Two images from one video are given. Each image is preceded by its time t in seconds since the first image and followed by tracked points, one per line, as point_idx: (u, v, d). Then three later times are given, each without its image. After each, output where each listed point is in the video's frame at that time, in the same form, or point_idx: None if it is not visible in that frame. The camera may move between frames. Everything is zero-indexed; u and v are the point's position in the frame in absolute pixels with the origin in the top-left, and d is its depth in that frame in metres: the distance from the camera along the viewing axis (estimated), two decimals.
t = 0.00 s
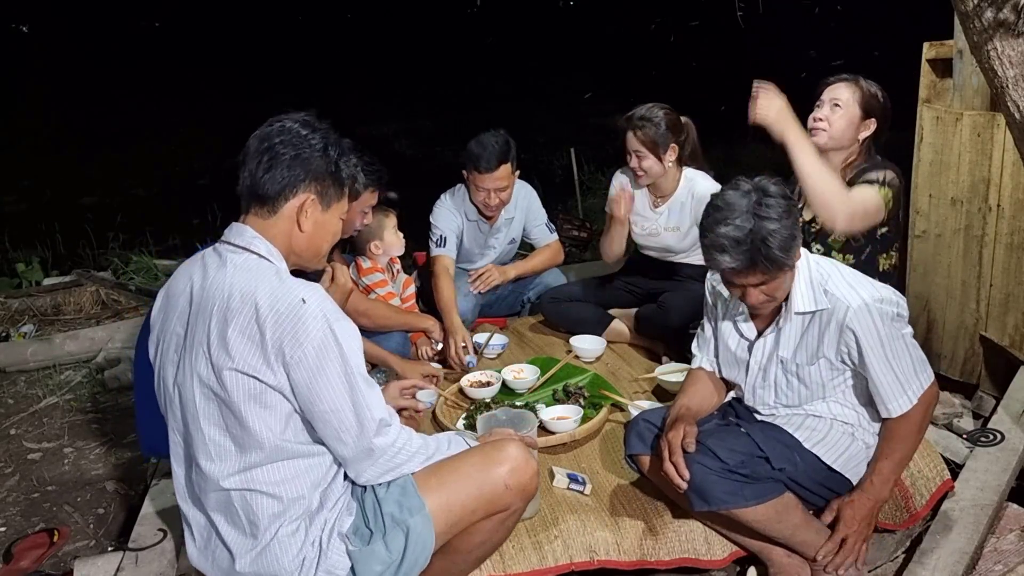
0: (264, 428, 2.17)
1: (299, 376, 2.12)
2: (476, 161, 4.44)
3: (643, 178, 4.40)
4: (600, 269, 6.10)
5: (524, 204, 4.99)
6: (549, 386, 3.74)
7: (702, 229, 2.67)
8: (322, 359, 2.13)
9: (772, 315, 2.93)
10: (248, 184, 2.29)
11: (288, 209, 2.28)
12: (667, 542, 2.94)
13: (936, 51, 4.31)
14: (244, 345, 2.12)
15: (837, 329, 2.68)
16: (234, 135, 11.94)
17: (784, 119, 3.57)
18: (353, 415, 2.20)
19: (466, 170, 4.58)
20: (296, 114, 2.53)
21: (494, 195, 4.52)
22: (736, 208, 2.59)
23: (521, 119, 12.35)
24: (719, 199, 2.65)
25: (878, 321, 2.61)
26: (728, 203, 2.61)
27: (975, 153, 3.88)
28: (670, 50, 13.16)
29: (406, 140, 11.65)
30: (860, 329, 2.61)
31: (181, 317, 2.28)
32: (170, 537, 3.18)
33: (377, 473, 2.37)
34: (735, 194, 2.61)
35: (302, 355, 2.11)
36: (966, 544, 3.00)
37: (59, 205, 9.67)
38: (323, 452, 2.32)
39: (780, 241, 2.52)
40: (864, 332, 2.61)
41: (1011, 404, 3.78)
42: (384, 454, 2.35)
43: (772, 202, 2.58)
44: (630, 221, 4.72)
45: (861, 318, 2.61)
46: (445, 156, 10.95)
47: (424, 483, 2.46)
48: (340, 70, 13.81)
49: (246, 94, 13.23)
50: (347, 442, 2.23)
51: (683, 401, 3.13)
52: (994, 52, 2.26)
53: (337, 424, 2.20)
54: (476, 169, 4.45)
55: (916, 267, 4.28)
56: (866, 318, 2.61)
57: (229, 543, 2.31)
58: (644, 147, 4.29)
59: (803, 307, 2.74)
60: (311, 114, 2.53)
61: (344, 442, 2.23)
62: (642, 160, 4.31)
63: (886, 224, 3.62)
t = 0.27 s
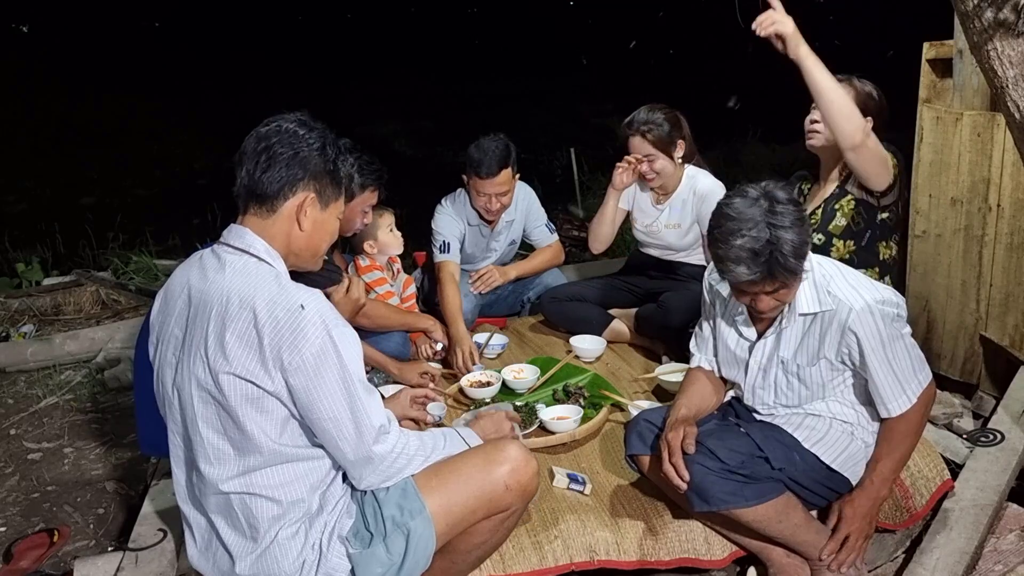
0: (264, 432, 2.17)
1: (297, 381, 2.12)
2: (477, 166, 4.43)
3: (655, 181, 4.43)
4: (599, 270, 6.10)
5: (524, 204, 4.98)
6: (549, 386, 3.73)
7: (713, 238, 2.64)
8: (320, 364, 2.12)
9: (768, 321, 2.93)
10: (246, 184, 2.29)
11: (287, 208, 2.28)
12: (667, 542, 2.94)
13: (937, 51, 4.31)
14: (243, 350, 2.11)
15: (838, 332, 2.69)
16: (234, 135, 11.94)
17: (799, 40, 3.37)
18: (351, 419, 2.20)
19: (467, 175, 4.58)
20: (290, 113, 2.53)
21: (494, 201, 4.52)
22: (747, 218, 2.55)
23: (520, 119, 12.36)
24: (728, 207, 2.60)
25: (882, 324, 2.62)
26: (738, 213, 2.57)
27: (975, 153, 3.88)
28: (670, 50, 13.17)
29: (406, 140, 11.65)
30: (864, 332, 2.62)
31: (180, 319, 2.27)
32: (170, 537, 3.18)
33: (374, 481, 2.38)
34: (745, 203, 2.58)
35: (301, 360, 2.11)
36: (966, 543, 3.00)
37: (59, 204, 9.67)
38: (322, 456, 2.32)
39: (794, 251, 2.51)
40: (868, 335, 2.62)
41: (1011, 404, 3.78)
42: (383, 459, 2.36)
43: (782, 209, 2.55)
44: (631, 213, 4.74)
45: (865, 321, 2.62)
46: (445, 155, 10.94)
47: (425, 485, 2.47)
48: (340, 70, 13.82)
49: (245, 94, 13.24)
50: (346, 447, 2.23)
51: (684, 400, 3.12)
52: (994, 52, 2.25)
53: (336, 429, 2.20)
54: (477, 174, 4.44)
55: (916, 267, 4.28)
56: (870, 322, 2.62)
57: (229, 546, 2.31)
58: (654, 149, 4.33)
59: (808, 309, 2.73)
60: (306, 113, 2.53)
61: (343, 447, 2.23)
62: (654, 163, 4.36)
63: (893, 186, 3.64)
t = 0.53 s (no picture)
0: (259, 433, 2.16)
1: (292, 380, 2.11)
2: (474, 168, 4.42)
3: (653, 181, 4.45)
4: (599, 270, 6.10)
5: (523, 205, 4.98)
6: (549, 387, 3.74)
7: (721, 251, 2.61)
8: (315, 363, 2.12)
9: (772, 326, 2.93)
10: (247, 183, 2.29)
11: (288, 208, 2.28)
12: (667, 542, 2.94)
13: (937, 51, 4.31)
14: (239, 349, 2.11)
15: (850, 335, 2.70)
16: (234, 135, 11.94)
17: (806, 13, 3.39)
18: (348, 419, 2.19)
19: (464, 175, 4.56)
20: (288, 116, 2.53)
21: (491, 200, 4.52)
22: (757, 232, 2.53)
23: (521, 119, 12.36)
24: (736, 219, 2.58)
25: (892, 327, 2.64)
26: (748, 226, 2.55)
27: (975, 153, 3.88)
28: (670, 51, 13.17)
29: (407, 141, 11.64)
30: (875, 335, 2.65)
31: (179, 319, 2.27)
32: (170, 537, 3.18)
33: (374, 484, 2.34)
34: (753, 218, 2.56)
35: (296, 360, 2.10)
36: (966, 543, 3.00)
37: (59, 205, 9.67)
38: (320, 457, 2.31)
39: (802, 267, 2.53)
40: (880, 337, 2.65)
41: (1011, 404, 3.78)
42: (381, 460, 2.31)
43: (791, 222, 2.54)
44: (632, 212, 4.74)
45: (876, 326, 2.64)
46: (445, 156, 10.94)
47: (423, 487, 2.49)
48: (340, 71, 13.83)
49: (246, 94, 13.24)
50: (342, 448, 2.22)
51: (685, 399, 3.11)
52: (994, 52, 2.25)
53: (332, 430, 2.18)
54: (474, 175, 4.44)
55: (916, 267, 4.27)
56: (881, 326, 2.64)
57: (227, 548, 2.30)
58: (650, 150, 4.32)
59: (815, 315, 2.72)
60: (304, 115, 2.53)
61: (339, 449, 2.22)
62: (652, 163, 4.37)
63: (891, 178, 3.65)
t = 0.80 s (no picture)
0: (256, 433, 2.16)
1: (288, 379, 2.11)
2: (473, 165, 4.42)
3: (651, 178, 4.39)
4: (599, 270, 6.09)
5: (522, 204, 4.98)
6: (550, 386, 3.73)
7: (738, 258, 2.60)
8: (311, 362, 2.11)
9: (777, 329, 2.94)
10: (245, 183, 2.29)
11: (286, 208, 2.28)
12: (668, 543, 2.94)
13: (937, 51, 4.30)
14: (234, 349, 2.11)
15: (862, 337, 2.72)
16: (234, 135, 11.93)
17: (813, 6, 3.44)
18: (345, 418, 2.18)
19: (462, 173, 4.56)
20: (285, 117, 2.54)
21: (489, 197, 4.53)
22: (778, 240, 2.53)
23: (520, 119, 12.36)
24: (755, 227, 2.56)
25: (902, 328, 2.69)
26: (768, 235, 2.54)
27: (975, 153, 3.88)
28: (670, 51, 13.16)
29: (406, 141, 11.64)
30: (887, 337, 2.69)
31: (176, 320, 2.28)
32: (170, 537, 3.18)
33: (375, 481, 2.32)
34: (774, 227, 2.55)
35: (292, 359, 2.10)
36: (966, 543, 3.00)
37: (59, 205, 9.67)
38: (319, 457, 2.31)
39: (819, 276, 2.55)
40: (890, 338, 2.69)
41: (1011, 404, 3.78)
42: (381, 456, 2.29)
43: (810, 230, 2.55)
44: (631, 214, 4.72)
45: (889, 328, 2.68)
46: (445, 156, 10.94)
47: (421, 485, 2.49)
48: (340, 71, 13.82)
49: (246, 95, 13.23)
50: (339, 447, 2.22)
51: (685, 400, 3.12)
52: (994, 52, 2.26)
53: (328, 429, 2.18)
54: (473, 173, 4.44)
55: (916, 267, 4.27)
56: (893, 328, 2.68)
57: (225, 548, 2.31)
58: (652, 146, 4.27)
59: (825, 317, 2.72)
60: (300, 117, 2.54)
61: (336, 448, 2.22)
62: (652, 159, 4.31)
63: (891, 176, 3.65)
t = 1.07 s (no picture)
0: (255, 433, 2.16)
1: (286, 379, 2.11)
2: (473, 164, 4.43)
3: (650, 177, 4.36)
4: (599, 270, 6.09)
5: (521, 203, 4.98)
6: (549, 386, 3.73)
7: (749, 254, 2.60)
8: (308, 361, 2.11)
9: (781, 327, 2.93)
10: (241, 183, 2.29)
11: (283, 208, 2.28)
12: (668, 542, 2.94)
13: (937, 51, 4.30)
14: (231, 350, 2.11)
15: (867, 336, 2.72)
16: (233, 135, 11.93)
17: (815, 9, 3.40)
18: (343, 417, 2.18)
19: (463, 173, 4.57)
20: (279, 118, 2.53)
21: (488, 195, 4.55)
22: (788, 237, 2.53)
23: (520, 119, 12.36)
24: (766, 223, 2.56)
25: (909, 329, 2.68)
26: (778, 231, 2.54)
27: (975, 153, 3.88)
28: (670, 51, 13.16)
29: (406, 141, 11.64)
30: (893, 337, 2.68)
31: (173, 321, 2.28)
32: (170, 537, 3.18)
33: (378, 479, 2.32)
34: (784, 224, 2.55)
35: (290, 358, 2.10)
36: (966, 543, 3.00)
37: (59, 205, 9.67)
38: (318, 457, 2.31)
39: (829, 273, 2.56)
40: (896, 339, 2.69)
41: (1011, 404, 3.78)
42: (383, 453, 2.30)
43: (820, 227, 2.55)
44: (625, 221, 4.72)
45: (896, 327, 2.67)
46: (445, 155, 10.94)
47: (421, 483, 2.50)
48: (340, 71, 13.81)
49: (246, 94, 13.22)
50: (338, 446, 2.21)
51: (686, 397, 3.12)
52: (994, 52, 2.26)
53: (326, 428, 2.18)
54: (474, 171, 4.45)
55: (916, 267, 4.28)
56: (900, 328, 2.67)
57: (225, 549, 2.30)
58: (656, 144, 4.26)
59: (832, 315, 2.72)
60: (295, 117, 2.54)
61: (335, 447, 2.22)
62: (654, 157, 4.30)
63: (892, 178, 3.64)
